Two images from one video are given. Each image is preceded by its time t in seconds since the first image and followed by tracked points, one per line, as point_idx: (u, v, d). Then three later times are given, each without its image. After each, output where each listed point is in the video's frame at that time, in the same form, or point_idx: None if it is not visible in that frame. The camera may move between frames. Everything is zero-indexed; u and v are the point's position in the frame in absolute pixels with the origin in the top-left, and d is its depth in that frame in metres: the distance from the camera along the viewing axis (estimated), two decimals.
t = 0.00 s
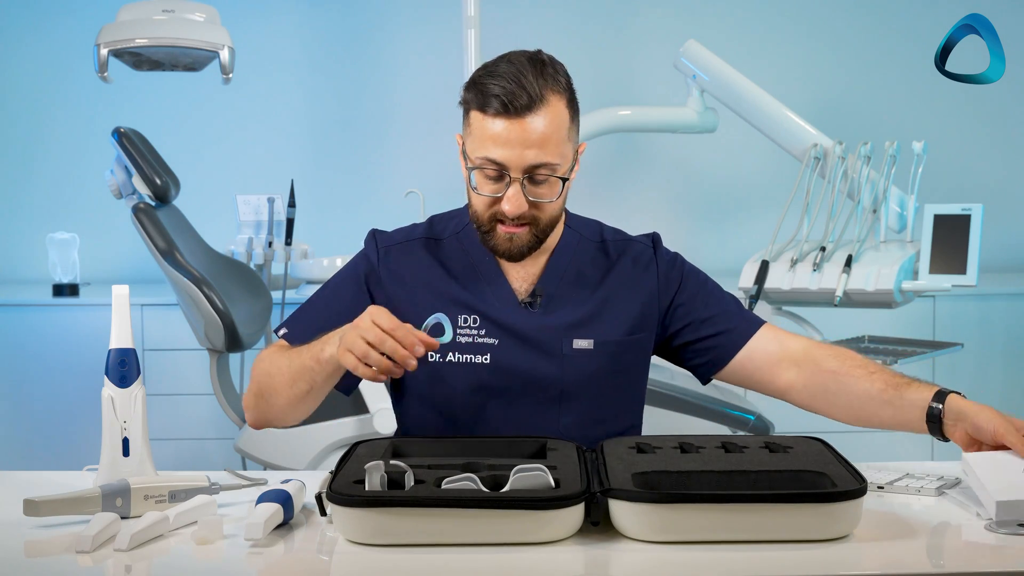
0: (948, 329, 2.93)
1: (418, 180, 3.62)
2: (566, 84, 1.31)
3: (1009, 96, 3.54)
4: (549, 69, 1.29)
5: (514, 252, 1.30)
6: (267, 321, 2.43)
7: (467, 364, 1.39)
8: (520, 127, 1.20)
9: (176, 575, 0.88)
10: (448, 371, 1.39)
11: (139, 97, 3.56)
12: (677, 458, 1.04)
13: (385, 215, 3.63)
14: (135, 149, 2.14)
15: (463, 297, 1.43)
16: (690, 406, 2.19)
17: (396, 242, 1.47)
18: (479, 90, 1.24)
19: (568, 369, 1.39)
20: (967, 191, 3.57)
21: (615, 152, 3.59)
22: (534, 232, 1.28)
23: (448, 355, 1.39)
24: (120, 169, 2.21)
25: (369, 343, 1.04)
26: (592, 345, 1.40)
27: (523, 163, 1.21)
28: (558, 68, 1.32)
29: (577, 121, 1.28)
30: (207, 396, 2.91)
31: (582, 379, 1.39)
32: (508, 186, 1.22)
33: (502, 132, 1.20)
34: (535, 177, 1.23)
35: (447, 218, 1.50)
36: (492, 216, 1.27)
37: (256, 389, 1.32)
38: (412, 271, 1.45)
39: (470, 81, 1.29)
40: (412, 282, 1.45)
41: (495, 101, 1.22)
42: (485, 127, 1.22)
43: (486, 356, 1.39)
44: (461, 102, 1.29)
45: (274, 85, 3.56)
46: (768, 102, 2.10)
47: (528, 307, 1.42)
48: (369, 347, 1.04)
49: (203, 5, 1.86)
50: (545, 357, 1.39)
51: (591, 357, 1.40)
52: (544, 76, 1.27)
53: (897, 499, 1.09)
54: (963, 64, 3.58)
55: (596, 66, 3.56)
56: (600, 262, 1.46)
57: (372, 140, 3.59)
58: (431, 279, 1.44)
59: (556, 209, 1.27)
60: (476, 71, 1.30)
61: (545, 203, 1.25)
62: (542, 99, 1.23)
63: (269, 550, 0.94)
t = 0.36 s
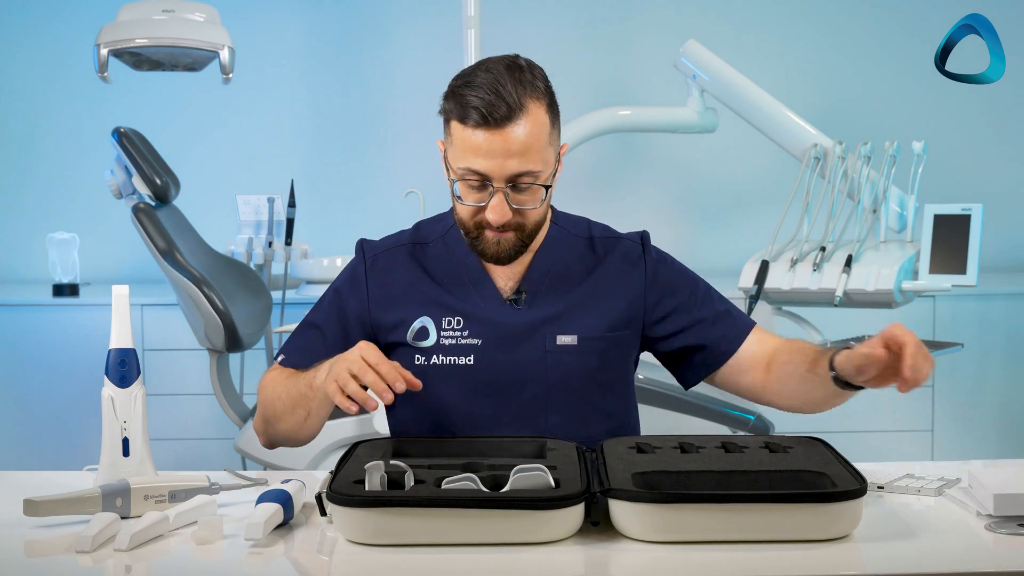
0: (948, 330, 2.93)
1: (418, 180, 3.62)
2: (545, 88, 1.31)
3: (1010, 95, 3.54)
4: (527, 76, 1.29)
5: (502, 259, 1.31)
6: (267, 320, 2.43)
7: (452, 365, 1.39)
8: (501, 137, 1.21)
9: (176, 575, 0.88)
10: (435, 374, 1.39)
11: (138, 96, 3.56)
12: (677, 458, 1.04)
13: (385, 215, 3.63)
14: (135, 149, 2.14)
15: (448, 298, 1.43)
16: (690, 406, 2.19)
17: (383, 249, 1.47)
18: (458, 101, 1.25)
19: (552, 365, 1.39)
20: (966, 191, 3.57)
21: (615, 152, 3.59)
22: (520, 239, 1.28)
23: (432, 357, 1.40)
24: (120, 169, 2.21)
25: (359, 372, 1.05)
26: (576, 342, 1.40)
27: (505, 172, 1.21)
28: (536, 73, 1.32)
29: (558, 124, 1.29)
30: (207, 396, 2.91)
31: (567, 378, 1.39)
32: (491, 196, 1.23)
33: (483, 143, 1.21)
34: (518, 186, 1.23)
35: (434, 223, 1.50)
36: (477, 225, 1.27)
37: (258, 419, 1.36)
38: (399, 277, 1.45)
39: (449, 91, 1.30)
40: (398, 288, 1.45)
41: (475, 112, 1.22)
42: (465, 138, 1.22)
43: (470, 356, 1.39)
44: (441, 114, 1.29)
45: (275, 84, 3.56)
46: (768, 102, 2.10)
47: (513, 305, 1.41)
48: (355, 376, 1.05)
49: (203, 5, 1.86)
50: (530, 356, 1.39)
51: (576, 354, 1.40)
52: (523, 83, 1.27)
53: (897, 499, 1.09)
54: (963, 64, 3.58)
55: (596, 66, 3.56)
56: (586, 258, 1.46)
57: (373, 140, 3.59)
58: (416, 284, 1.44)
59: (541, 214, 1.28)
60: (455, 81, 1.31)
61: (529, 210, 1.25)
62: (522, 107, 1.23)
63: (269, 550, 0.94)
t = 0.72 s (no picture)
0: (948, 330, 2.93)
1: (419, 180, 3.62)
2: (509, 83, 1.32)
3: (1010, 95, 3.54)
4: (491, 70, 1.30)
5: (482, 255, 1.31)
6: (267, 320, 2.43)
7: (429, 362, 1.41)
8: (473, 133, 1.21)
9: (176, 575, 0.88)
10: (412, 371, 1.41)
11: (138, 96, 3.56)
12: (677, 458, 1.04)
13: (386, 215, 3.63)
14: (135, 149, 2.14)
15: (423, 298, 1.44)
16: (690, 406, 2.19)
17: (355, 253, 1.48)
18: (427, 102, 1.26)
19: (529, 360, 1.41)
20: (967, 191, 3.57)
21: (615, 152, 3.59)
22: (498, 233, 1.29)
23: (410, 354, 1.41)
24: (120, 169, 2.21)
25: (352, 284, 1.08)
26: (552, 335, 1.42)
27: (481, 166, 1.21)
28: (499, 69, 1.33)
29: (525, 117, 1.30)
30: (207, 396, 2.91)
31: (543, 369, 1.42)
32: (468, 192, 1.23)
33: (456, 140, 1.21)
34: (494, 179, 1.23)
35: (404, 225, 1.50)
36: (455, 222, 1.27)
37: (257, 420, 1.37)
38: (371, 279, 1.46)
39: (415, 93, 1.30)
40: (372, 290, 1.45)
41: (445, 111, 1.23)
42: (438, 137, 1.23)
43: (446, 353, 1.41)
44: (410, 115, 1.30)
45: (275, 84, 3.56)
46: (768, 102, 2.10)
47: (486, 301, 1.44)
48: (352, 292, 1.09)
49: (203, 5, 1.86)
50: (506, 350, 1.41)
51: (552, 347, 1.42)
52: (489, 78, 1.28)
53: (897, 499, 1.09)
54: (963, 64, 3.58)
55: (596, 66, 3.56)
56: (558, 255, 1.48)
57: (373, 140, 3.59)
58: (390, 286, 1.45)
59: (516, 208, 1.28)
60: (419, 83, 1.31)
61: (506, 203, 1.25)
62: (491, 101, 1.24)
63: (269, 550, 0.94)
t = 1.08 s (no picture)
0: (948, 330, 2.93)
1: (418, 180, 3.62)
2: (476, 81, 1.31)
3: (1009, 96, 3.54)
4: (455, 70, 1.29)
5: (458, 257, 1.31)
6: (267, 320, 2.43)
7: (414, 370, 1.40)
8: (441, 134, 1.21)
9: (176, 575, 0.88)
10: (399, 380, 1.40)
11: (138, 96, 3.56)
12: (677, 458, 1.04)
13: (386, 215, 3.63)
14: (135, 149, 2.14)
15: (405, 304, 1.43)
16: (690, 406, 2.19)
17: (333, 263, 1.47)
18: (392, 105, 1.25)
19: (514, 361, 1.40)
20: (967, 191, 3.57)
21: (614, 153, 3.59)
22: (474, 234, 1.29)
23: (396, 366, 1.40)
24: (120, 169, 2.21)
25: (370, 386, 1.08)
26: (537, 338, 1.41)
27: (451, 168, 1.22)
28: (464, 68, 1.31)
29: (493, 114, 1.29)
30: (207, 396, 2.91)
31: (530, 373, 1.41)
32: (440, 194, 1.24)
33: (424, 143, 1.21)
34: (465, 180, 1.24)
35: (382, 232, 1.50)
36: (429, 225, 1.27)
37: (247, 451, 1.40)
38: (352, 287, 1.45)
39: (380, 96, 1.29)
40: (352, 300, 1.45)
41: (412, 114, 1.22)
42: (407, 141, 1.23)
43: (431, 361, 1.40)
44: (377, 119, 1.29)
45: (276, 84, 3.56)
46: (768, 102, 2.10)
47: (468, 305, 1.44)
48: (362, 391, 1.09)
49: (203, 5, 1.86)
50: (492, 355, 1.40)
51: (537, 347, 1.41)
52: (454, 78, 1.27)
53: (897, 499, 1.09)
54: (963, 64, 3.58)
55: (596, 66, 3.56)
56: (538, 254, 1.49)
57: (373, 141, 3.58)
58: (370, 294, 1.45)
59: (490, 207, 1.29)
60: (384, 86, 1.30)
61: (479, 203, 1.26)
62: (457, 102, 1.23)
63: (269, 550, 0.94)
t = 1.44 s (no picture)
0: (948, 330, 2.93)
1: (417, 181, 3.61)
2: (489, 88, 1.31)
3: (1009, 96, 3.54)
4: (467, 77, 1.29)
5: (459, 266, 1.30)
6: (267, 320, 2.43)
7: (417, 380, 1.40)
8: (448, 141, 1.21)
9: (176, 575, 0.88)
10: (400, 387, 1.40)
11: (138, 96, 3.56)
12: (677, 458, 1.04)
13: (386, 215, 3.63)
14: (135, 149, 2.14)
15: (408, 311, 1.42)
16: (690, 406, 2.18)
17: (335, 263, 1.46)
18: (402, 108, 1.25)
19: (519, 375, 1.41)
20: (967, 191, 3.57)
21: (614, 153, 3.59)
22: (476, 245, 1.28)
23: (398, 374, 1.40)
24: (120, 169, 2.21)
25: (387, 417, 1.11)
26: (542, 350, 1.42)
27: (455, 177, 1.21)
28: (478, 74, 1.31)
29: (504, 124, 1.29)
30: (207, 396, 2.91)
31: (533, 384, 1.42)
32: (443, 202, 1.23)
33: (431, 149, 1.21)
34: (470, 189, 1.23)
35: (385, 231, 1.49)
36: (432, 232, 1.27)
37: (241, 447, 1.40)
38: (354, 290, 1.45)
39: (391, 98, 1.29)
40: (353, 304, 1.44)
41: (420, 119, 1.22)
42: (414, 146, 1.22)
43: (434, 371, 1.40)
44: (385, 120, 1.29)
45: (276, 84, 3.56)
46: (768, 102, 2.10)
47: (473, 313, 1.42)
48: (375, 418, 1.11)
49: (203, 5, 1.86)
50: (496, 366, 1.41)
51: (541, 360, 1.42)
52: (466, 87, 1.27)
53: (897, 499, 1.09)
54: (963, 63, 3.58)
55: (596, 65, 3.56)
56: (543, 260, 1.48)
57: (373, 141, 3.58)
58: (373, 299, 1.44)
59: (494, 218, 1.28)
60: (396, 87, 1.30)
61: (483, 214, 1.25)
62: (467, 109, 1.23)
63: (268, 550, 0.94)
